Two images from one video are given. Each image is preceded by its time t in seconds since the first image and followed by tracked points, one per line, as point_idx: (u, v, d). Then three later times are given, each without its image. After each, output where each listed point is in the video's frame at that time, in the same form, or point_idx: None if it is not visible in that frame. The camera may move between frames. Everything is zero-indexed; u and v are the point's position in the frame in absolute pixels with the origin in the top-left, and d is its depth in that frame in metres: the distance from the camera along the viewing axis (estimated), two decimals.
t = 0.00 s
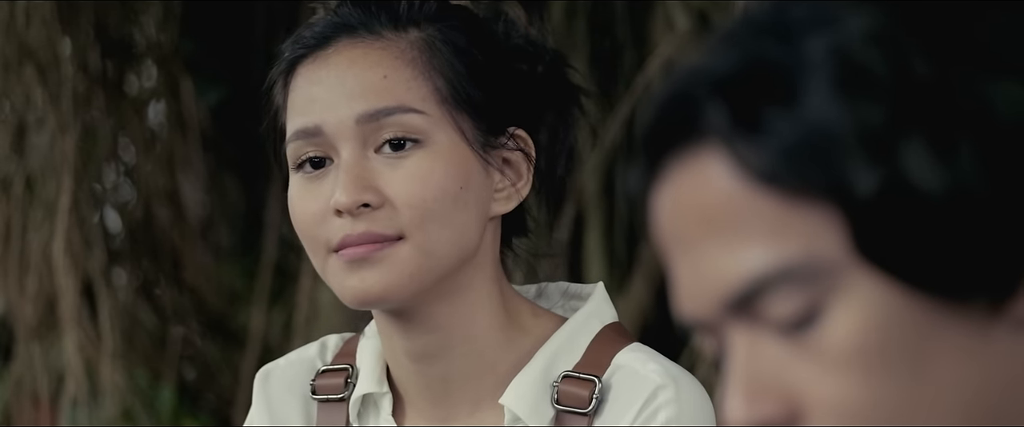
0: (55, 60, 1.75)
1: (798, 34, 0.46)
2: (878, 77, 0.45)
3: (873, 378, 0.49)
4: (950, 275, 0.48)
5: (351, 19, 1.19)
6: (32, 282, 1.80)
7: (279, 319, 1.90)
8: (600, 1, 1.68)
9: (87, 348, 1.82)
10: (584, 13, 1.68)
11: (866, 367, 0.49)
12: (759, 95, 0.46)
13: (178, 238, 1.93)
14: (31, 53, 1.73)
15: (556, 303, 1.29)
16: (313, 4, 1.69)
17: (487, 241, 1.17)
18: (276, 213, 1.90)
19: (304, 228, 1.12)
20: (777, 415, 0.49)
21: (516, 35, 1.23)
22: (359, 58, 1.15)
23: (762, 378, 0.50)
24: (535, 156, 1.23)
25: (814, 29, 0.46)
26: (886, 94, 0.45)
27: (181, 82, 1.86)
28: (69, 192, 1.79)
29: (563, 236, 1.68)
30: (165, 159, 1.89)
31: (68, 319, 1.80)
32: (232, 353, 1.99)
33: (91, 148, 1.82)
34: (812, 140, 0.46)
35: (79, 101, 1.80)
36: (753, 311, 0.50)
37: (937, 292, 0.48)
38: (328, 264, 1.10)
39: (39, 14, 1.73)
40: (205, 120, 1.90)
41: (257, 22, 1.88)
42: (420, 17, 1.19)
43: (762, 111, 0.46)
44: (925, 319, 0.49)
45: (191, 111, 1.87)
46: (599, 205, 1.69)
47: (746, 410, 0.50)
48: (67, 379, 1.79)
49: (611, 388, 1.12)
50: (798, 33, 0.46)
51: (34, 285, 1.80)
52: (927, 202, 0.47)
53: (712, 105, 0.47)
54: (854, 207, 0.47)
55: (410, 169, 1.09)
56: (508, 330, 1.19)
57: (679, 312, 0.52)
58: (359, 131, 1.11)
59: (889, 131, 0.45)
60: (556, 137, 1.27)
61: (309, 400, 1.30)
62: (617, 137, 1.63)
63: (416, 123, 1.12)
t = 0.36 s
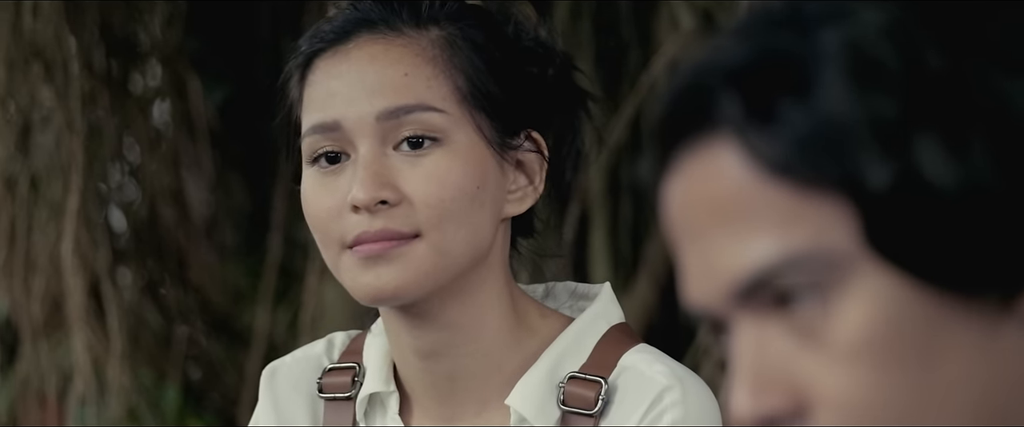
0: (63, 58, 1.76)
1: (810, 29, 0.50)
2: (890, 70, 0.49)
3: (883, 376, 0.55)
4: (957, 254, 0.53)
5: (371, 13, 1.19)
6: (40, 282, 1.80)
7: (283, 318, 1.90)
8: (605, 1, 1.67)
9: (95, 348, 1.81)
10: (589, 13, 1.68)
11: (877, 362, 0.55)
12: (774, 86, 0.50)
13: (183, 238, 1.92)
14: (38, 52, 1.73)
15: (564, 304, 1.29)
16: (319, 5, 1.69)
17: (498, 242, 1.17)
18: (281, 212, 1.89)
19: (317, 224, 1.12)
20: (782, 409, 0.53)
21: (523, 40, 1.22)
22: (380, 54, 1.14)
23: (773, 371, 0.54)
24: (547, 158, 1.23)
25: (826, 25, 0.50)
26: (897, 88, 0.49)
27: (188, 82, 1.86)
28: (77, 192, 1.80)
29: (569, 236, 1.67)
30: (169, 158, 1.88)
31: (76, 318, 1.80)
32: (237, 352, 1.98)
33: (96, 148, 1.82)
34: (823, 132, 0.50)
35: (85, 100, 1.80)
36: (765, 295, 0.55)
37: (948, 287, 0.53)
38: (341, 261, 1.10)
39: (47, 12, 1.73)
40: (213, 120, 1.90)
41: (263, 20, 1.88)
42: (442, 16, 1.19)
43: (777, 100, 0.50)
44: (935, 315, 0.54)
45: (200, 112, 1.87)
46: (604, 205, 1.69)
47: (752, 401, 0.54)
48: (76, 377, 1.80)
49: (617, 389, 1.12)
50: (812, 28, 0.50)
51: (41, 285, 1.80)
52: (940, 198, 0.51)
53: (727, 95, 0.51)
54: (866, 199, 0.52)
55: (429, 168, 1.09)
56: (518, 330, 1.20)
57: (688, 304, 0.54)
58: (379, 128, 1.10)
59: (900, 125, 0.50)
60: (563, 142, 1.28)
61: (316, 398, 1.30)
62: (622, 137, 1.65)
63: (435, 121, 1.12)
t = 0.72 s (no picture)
0: (67, 59, 1.76)
1: (822, 28, 0.51)
2: (900, 70, 0.49)
3: (889, 374, 0.54)
4: (963, 251, 0.53)
5: (381, 15, 1.19)
6: (45, 283, 1.80)
7: (290, 320, 1.90)
8: (611, 1, 1.67)
9: (101, 350, 1.82)
10: (595, 14, 1.66)
11: (883, 361, 0.55)
12: (783, 85, 0.51)
13: (189, 239, 1.93)
14: (44, 53, 1.73)
15: (570, 303, 1.29)
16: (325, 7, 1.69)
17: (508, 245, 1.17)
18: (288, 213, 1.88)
19: (343, 226, 1.12)
20: (789, 408, 0.54)
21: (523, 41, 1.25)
22: (400, 55, 1.15)
23: (780, 369, 0.55)
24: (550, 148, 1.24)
25: (839, 24, 0.51)
26: (906, 85, 0.49)
27: (194, 83, 1.86)
28: (82, 193, 1.80)
29: (575, 237, 1.68)
30: (176, 160, 1.88)
31: (81, 320, 1.81)
32: (243, 355, 1.99)
33: (102, 149, 1.82)
34: (832, 132, 0.51)
35: (91, 101, 1.80)
36: (773, 293, 0.55)
37: (956, 285, 0.54)
38: (369, 260, 1.11)
39: (52, 13, 1.73)
40: (218, 121, 1.90)
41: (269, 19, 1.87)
42: (453, 18, 1.20)
43: (785, 99, 0.51)
44: (943, 315, 0.55)
45: (206, 113, 1.88)
46: (611, 206, 1.68)
47: (758, 401, 0.55)
48: (80, 379, 1.80)
49: (625, 390, 1.12)
50: (823, 27, 0.51)
51: (47, 287, 1.80)
52: (949, 197, 0.52)
53: (735, 93, 0.53)
54: (876, 200, 0.52)
55: (457, 167, 1.09)
56: (526, 330, 1.20)
57: (695, 301, 0.57)
58: (406, 129, 1.10)
59: (909, 122, 0.50)
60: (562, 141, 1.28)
61: (325, 401, 1.30)
62: (628, 138, 1.65)
63: (460, 120, 1.12)
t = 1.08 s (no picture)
0: (76, 66, 1.76)
1: (829, 34, 0.51)
2: (903, 76, 0.49)
3: (893, 383, 0.56)
4: (965, 257, 0.54)
5: (379, 22, 1.20)
6: (53, 289, 1.81)
7: (297, 326, 1.90)
8: (618, 6, 1.66)
9: (107, 356, 1.82)
10: (601, 20, 1.66)
11: (889, 369, 0.56)
12: (788, 92, 0.51)
13: (196, 246, 1.93)
14: (51, 60, 1.73)
15: (574, 307, 1.29)
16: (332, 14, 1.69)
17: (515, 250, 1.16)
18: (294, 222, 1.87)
19: (355, 235, 1.12)
20: (793, 415, 0.56)
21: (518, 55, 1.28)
22: (405, 60, 1.16)
23: (784, 372, 0.57)
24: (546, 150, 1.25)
25: (846, 29, 0.50)
26: (908, 92, 0.49)
27: (201, 90, 1.87)
28: (88, 201, 1.80)
29: (580, 245, 1.69)
30: (183, 166, 1.89)
31: (88, 326, 1.81)
32: (251, 361, 1.98)
33: (109, 155, 1.82)
34: (835, 139, 0.51)
35: (99, 107, 1.80)
36: (777, 299, 0.57)
37: (961, 295, 0.55)
38: (384, 266, 1.11)
39: (61, 21, 1.74)
40: (226, 128, 1.90)
41: (276, 24, 1.85)
42: (451, 23, 1.21)
43: (790, 106, 0.51)
44: (948, 324, 0.56)
45: (213, 120, 1.88)
46: (618, 213, 1.68)
47: (762, 408, 0.57)
48: (87, 386, 1.81)
49: (630, 395, 1.12)
50: (829, 33, 0.51)
51: (55, 292, 1.81)
52: (954, 203, 0.52)
53: (740, 101, 0.53)
54: (880, 206, 0.52)
55: (468, 168, 1.10)
56: (531, 336, 1.21)
57: (701, 307, 0.59)
58: (416, 134, 1.11)
59: (912, 128, 0.50)
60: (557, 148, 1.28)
61: (331, 408, 1.29)
62: (634, 145, 1.65)
63: (469, 123, 1.13)
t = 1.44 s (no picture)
0: (79, 69, 1.76)
1: (829, 40, 0.55)
2: (905, 80, 0.53)
3: (895, 383, 0.59)
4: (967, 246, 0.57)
5: (379, 28, 1.21)
6: (56, 294, 1.81)
7: (299, 329, 1.91)
8: (620, 9, 1.66)
9: (111, 360, 1.83)
10: (604, 23, 1.66)
11: (889, 370, 0.59)
12: (790, 96, 0.55)
13: (199, 249, 1.93)
14: (54, 63, 1.74)
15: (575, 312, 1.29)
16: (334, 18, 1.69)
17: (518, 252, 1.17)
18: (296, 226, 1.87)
19: (354, 242, 1.13)
20: (792, 416, 0.60)
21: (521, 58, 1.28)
22: (404, 67, 1.17)
23: (783, 369, 0.61)
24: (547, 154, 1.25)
25: (845, 35, 0.54)
26: (909, 95, 0.53)
27: (203, 92, 1.86)
28: (92, 204, 1.81)
29: (581, 247, 1.68)
30: (185, 169, 1.88)
31: (91, 329, 1.82)
32: (252, 362, 1.99)
33: (112, 157, 1.82)
34: (836, 141, 0.55)
35: (101, 110, 1.80)
36: (776, 298, 0.61)
37: (957, 296, 0.58)
38: (384, 274, 1.12)
39: (62, 24, 1.74)
40: (228, 131, 1.90)
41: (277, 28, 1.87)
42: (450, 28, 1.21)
43: (792, 110, 0.55)
44: (949, 327, 0.59)
45: (215, 123, 1.88)
46: (619, 215, 1.68)
47: (762, 411, 0.61)
48: (91, 391, 1.82)
49: (633, 399, 1.12)
50: (831, 37, 0.55)
51: (58, 296, 1.81)
52: (952, 204, 0.56)
53: (741, 104, 0.57)
54: (881, 209, 0.57)
55: (467, 176, 1.10)
56: (533, 338, 1.21)
57: (703, 309, 0.63)
58: (415, 142, 1.12)
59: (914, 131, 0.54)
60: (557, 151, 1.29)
61: (333, 412, 1.30)
62: (637, 147, 1.65)
63: (468, 130, 1.14)
